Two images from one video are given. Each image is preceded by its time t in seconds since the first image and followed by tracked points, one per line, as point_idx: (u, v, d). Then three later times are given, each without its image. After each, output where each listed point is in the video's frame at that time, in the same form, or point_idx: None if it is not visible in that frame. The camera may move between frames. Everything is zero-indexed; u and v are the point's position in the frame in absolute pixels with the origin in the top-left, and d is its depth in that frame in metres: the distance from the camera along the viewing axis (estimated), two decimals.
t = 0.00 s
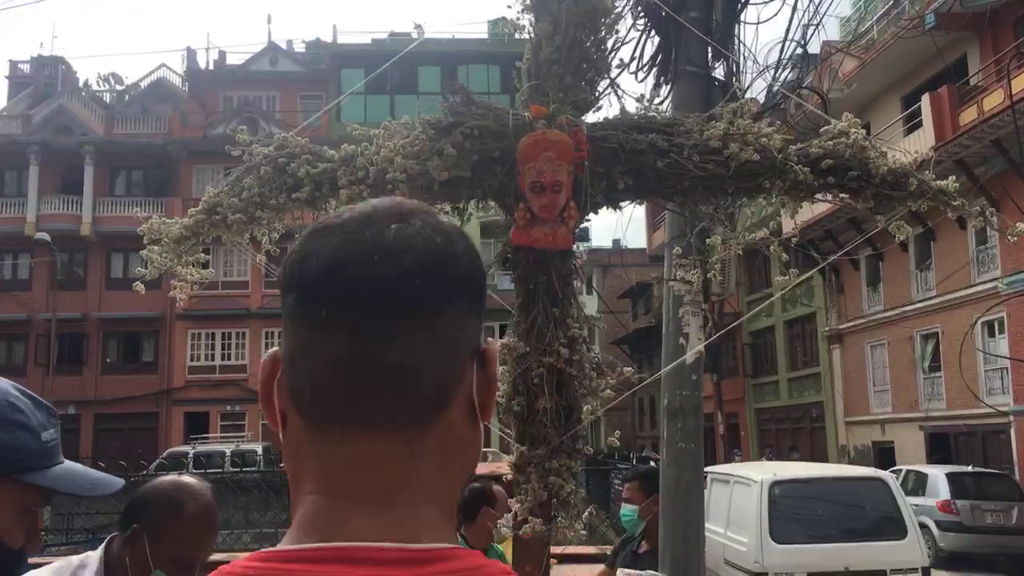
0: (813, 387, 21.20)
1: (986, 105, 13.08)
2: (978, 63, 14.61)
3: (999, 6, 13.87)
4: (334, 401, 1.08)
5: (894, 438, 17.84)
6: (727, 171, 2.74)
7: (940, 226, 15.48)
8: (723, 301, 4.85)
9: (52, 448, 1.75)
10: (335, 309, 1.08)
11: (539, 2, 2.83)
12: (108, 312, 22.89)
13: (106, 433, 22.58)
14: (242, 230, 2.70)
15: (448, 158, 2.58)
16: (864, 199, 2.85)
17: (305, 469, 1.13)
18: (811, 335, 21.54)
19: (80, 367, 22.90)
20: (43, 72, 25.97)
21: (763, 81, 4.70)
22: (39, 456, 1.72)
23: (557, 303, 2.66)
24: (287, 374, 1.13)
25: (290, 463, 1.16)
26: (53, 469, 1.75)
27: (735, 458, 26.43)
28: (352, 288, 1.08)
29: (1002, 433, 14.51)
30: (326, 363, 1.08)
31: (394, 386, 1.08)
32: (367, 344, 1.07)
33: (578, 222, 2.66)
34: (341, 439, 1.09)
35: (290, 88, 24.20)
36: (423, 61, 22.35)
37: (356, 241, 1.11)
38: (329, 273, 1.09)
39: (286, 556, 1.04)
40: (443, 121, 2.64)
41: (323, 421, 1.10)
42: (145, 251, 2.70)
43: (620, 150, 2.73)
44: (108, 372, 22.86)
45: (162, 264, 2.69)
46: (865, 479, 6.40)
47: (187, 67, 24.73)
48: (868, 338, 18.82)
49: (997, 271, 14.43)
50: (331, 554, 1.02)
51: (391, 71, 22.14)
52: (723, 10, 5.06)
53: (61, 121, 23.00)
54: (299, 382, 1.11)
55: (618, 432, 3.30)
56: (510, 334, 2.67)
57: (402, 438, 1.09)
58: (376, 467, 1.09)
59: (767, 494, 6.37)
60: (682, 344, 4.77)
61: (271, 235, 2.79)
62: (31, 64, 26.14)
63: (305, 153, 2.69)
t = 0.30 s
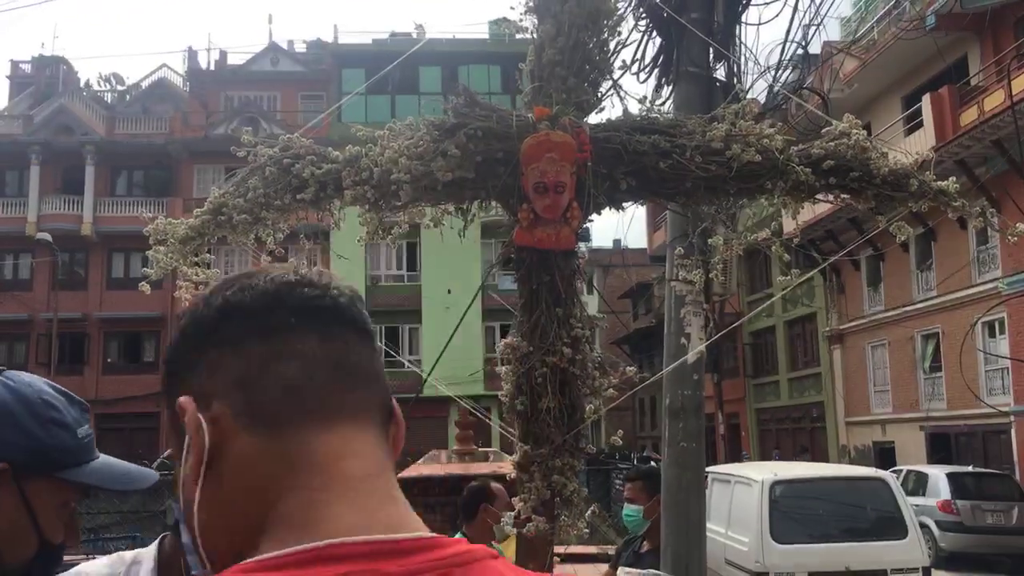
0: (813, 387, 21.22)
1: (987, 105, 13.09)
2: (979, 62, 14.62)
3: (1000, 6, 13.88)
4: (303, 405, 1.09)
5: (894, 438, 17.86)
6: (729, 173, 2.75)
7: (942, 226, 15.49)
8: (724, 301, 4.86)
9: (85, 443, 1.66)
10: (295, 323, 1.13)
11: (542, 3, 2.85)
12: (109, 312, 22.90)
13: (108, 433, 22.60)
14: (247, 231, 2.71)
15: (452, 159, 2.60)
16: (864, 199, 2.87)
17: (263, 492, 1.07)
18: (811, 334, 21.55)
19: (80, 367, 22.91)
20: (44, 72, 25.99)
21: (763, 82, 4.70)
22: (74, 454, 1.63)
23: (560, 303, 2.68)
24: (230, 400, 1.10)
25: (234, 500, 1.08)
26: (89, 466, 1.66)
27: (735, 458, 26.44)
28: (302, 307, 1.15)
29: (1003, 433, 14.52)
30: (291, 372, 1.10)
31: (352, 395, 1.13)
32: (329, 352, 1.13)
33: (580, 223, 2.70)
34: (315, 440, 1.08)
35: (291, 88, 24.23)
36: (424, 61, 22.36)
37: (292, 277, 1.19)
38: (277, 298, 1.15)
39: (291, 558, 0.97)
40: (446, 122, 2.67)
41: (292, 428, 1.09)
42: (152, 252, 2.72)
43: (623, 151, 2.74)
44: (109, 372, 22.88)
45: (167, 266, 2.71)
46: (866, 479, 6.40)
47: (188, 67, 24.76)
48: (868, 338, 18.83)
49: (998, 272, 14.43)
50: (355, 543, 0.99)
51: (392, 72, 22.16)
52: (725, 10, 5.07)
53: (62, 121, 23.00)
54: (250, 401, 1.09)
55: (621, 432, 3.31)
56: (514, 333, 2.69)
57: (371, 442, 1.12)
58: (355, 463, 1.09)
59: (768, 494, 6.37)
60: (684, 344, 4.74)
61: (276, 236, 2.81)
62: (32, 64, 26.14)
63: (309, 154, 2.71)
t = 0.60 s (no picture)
0: (814, 387, 21.23)
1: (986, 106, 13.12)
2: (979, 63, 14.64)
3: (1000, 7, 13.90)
4: (327, 450, 1.02)
5: (894, 439, 17.89)
6: (731, 175, 2.76)
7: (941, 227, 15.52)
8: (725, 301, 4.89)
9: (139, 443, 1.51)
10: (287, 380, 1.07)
11: (545, 6, 2.86)
12: (110, 312, 22.93)
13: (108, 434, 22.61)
14: (252, 233, 2.71)
15: (455, 161, 2.61)
16: (865, 203, 2.88)
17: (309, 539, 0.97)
18: (811, 334, 21.57)
19: (81, 367, 22.94)
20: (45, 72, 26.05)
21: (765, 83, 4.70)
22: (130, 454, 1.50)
23: (563, 305, 2.69)
24: (242, 454, 0.99)
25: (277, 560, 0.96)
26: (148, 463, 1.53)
27: (735, 458, 26.45)
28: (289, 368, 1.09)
29: (1003, 433, 14.53)
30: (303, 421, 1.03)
31: (362, 447, 1.08)
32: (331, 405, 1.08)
33: (583, 226, 2.72)
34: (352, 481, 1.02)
35: (291, 88, 24.26)
36: (425, 62, 22.34)
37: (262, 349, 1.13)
38: (256, 358, 1.08)
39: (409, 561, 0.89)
40: (450, 125, 2.68)
41: (323, 473, 1.01)
42: (156, 253, 2.72)
43: (625, 154, 2.76)
44: (110, 372, 22.91)
45: (172, 268, 2.71)
46: (867, 480, 6.41)
47: (188, 68, 24.82)
48: (869, 339, 18.81)
49: (998, 273, 14.43)
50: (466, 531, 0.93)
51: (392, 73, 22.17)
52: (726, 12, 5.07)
53: (63, 122, 23.05)
54: (269, 457, 0.99)
55: (623, 432, 3.32)
56: (517, 334, 2.70)
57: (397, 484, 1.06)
58: (397, 496, 1.02)
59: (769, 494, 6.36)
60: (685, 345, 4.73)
61: (280, 238, 2.82)
62: (33, 65, 26.18)
63: (313, 156, 2.73)
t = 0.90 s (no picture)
0: (814, 387, 21.23)
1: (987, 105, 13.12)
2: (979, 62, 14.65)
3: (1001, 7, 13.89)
4: (456, 457, 1.18)
5: (895, 439, 17.91)
6: (733, 176, 2.77)
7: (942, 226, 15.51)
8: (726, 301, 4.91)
9: (140, 444, 1.61)
10: (425, 383, 1.25)
11: (548, 7, 2.88)
12: (110, 312, 22.95)
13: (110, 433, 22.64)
14: (257, 233, 2.74)
15: (459, 161, 2.62)
16: (868, 203, 2.89)
17: (441, 532, 1.16)
18: (812, 334, 21.57)
19: (82, 367, 22.99)
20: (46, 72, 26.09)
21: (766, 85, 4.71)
22: (130, 455, 1.59)
23: (566, 305, 2.70)
24: (385, 461, 1.21)
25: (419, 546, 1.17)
26: (144, 466, 1.62)
27: (735, 458, 26.45)
28: (429, 370, 1.26)
29: (1004, 433, 14.52)
30: (435, 423, 1.21)
31: (501, 440, 1.22)
32: (463, 399, 1.23)
33: (586, 226, 2.73)
34: (475, 472, 1.17)
35: (294, 87, 24.31)
36: (426, 62, 22.39)
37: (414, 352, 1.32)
38: (399, 364, 1.27)
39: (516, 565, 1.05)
40: (452, 126, 2.68)
41: (451, 476, 1.17)
42: (161, 252, 2.73)
43: (627, 155, 2.77)
44: (111, 372, 22.94)
45: (176, 267, 2.72)
46: (867, 480, 6.42)
47: (190, 68, 24.86)
48: (869, 339, 18.81)
49: (999, 273, 14.43)
50: (570, 538, 1.06)
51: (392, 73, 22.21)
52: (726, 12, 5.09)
53: (64, 122, 23.10)
54: (405, 461, 1.20)
55: (625, 432, 3.31)
56: (520, 334, 2.70)
57: (526, 469, 1.20)
58: (518, 486, 1.17)
59: (770, 494, 6.33)
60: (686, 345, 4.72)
61: (284, 238, 2.82)
62: (34, 65, 26.22)
63: (317, 155, 2.74)
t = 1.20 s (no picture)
0: (815, 387, 21.23)
1: (990, 105, 13.10)
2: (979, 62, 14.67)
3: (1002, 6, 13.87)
4: (588, 438, 1.31)
5: (896, 439, 17.92)
6: (733, 175, 2.78)
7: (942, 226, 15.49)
8: (727, 300, 4.91)
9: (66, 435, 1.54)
10: (568, 371, 1.38)
11: (549, 7, 2.89)
12: (111, 312, 22.96)
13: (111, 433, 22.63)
14: (258, 232, 2.74)
15: (460, 161, 2.62)
16: (868, 202, 2.89)
17: (572, 502, 1.30)
18: (812, 334, 21.58)
19: (83, 366, 22.98)
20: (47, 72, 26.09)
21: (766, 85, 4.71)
22: (55, 446, 1.52)
23: (567, 304, 2.70)
24: (533, 441, 1.38)
25: (553, 503, 1.34)
26: (72, 457, 1.55)
27: (736, 458, 26.47)
28: (574, 359, 1.39)
29: (1005, 433, 14.51)
30: (574, 408, 1.34)
31: (634, 430, 1.32)
32: (602, 387, 1.35)
33: (587, 225, 2.73)
34: (601, 452, 1.30)
35: (296, 87, 24.35)
36: (427, 62, 22.43)
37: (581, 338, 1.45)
38: (566, 351, 1.40)
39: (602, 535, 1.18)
40: (453, 126, 2.69)
41: (582, 455, 1.31)
42: (162, 252, 2.74)
43: (628, 154, 2.77)
44: (111, 372, 22.94)
45: (177, 266, 2.72)
46: (868, 479, 6.43)
47: (191, 68, 24.89)
48: (870, 339, 18.80)
49: (1000, 272, 14.41)
50: (656, 527, 1.17)
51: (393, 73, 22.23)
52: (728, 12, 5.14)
53: (65, 122, 23.09)
54: (549, 435, 1.34)
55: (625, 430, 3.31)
56: (521, 334, 2.71)
57: (652, 450, 1.30)
58: (635, 468, 1.27)
59: (771, 494, 6.32)
60: (687, 345, 4.67)
61: (286, 237, 2.83)
62: (35, 64, 26.22)
63: (318, 155, 2.75)
